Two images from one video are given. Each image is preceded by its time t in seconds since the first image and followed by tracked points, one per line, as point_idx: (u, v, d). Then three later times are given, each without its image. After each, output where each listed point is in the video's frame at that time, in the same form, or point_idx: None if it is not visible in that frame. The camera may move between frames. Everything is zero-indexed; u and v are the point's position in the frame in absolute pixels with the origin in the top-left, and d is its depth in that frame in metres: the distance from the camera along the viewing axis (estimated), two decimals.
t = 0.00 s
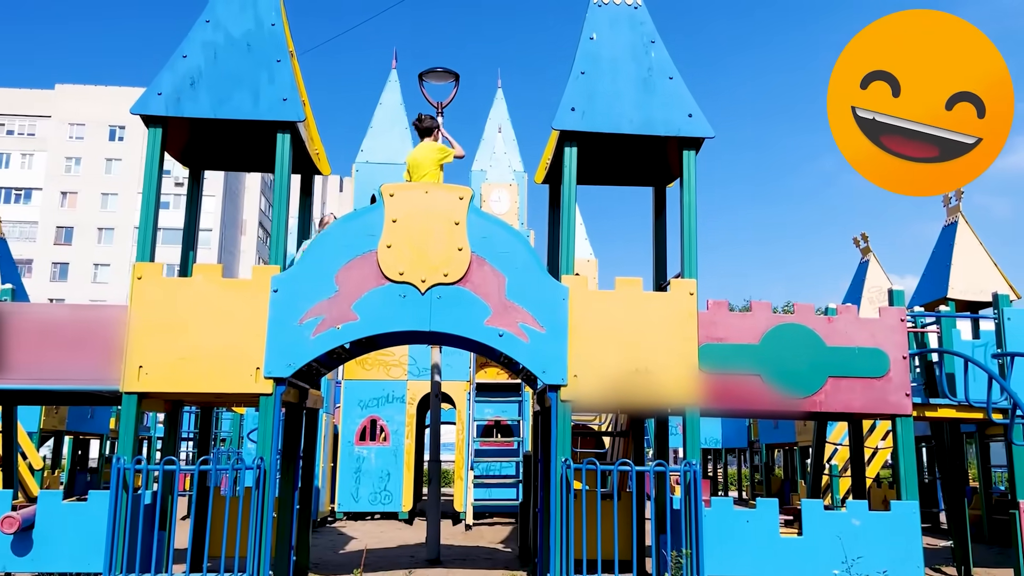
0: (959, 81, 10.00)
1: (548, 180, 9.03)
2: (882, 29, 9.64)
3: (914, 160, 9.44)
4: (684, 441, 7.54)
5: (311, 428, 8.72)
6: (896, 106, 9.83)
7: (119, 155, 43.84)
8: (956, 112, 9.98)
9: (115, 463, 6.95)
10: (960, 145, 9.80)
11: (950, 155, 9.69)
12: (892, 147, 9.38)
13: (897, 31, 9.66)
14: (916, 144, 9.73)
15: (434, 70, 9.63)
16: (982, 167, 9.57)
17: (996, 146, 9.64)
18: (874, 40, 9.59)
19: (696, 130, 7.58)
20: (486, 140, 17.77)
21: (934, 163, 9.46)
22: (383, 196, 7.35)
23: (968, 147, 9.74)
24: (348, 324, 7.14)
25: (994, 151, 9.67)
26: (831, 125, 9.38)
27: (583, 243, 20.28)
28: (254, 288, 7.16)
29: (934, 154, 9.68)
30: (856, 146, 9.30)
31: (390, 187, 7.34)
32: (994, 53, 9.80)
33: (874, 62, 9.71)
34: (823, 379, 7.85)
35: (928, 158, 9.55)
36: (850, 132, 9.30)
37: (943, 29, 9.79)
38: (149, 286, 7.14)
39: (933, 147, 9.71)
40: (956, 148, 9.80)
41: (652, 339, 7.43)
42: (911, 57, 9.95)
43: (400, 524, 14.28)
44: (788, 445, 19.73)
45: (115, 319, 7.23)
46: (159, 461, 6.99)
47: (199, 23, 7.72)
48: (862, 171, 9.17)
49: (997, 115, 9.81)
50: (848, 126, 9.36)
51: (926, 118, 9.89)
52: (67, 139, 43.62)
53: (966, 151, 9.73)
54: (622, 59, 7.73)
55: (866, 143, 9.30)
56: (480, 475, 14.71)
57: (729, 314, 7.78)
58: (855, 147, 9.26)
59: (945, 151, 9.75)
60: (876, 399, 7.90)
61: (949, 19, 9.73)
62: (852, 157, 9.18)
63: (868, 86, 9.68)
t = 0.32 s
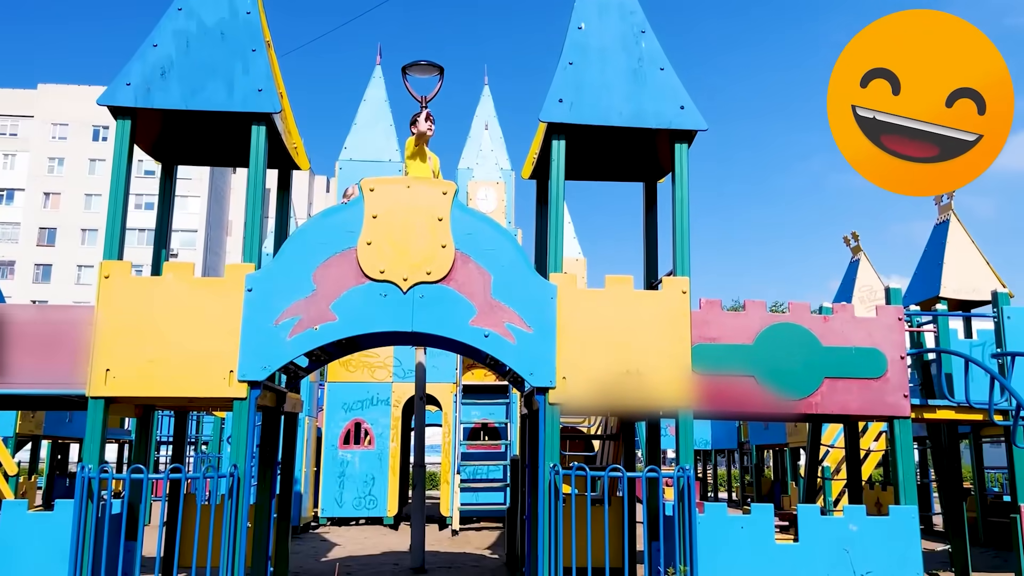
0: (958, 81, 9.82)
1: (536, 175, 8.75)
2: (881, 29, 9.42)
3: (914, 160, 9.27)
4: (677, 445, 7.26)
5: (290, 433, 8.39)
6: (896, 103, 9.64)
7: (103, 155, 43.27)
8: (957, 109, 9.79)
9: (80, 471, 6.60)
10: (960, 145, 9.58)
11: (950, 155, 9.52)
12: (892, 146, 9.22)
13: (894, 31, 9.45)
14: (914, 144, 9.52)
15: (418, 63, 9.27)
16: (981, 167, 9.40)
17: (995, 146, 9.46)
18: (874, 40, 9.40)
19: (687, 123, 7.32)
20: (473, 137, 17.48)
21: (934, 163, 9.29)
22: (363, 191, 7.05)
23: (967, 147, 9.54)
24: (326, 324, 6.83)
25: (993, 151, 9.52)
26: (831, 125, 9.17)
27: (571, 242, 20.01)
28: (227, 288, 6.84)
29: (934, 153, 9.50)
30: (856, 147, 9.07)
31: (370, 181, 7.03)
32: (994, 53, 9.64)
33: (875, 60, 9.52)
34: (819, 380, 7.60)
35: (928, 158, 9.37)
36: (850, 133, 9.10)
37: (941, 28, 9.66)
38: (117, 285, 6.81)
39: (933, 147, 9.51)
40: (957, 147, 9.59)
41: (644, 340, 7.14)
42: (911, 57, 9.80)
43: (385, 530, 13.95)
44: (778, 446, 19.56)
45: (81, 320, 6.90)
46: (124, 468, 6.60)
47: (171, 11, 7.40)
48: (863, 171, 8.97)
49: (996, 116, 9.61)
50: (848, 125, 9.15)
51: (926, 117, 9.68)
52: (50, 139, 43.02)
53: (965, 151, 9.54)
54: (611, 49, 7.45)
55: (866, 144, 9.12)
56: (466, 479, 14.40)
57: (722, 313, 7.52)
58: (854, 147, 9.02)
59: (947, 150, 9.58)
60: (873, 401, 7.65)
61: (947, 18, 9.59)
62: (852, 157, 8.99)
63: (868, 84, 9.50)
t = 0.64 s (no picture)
0: (959, 76, 10.00)
1: (527, 170, 8.56)
2: (883, 29, 9.57)
3: (915, 159, 9.29)
4: (672, 446, 7.06)
5: (273, 434, 8.16)
6: (896, 96, 9.71)
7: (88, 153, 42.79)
8: (957, 100, 9.96)
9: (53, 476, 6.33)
10: (961, 140, 9.74)
11: (950, 151, 9.60)
12: (893, 145, 9.20)
13: (895, 31, 9.62)
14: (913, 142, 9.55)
15: (406, 56, 9.04)
16: (981, 166, 9.54)
17: (995, 144, 9.62)
18: (874, 40, 9.46)
19: (682, 115, 7.13)
20: (462, 133, 17.30)
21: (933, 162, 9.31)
22: (348, 184, 6.83)
23: (966, 143, 9.72)
24: (310, 323, 6.60)
25: (993, 151, 9.63)
26: (831, 124, 9.08)
27: (562, 239, 19.83)
28: (206, 285, 6.61)
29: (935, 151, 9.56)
30: (857, 147, 9.02)
31: (355, 174, 6.82)
32: (994, 52, 9.86)
33: (875, 56, 9.57)
34: (816, 379, 7.43)
35: (929, 157, 9.42)
36: (851, 133, 9.04)
37: (942, 29, 9.80)
38: (92, 282, 6.57)
39: (934, 144, 9.59)
40: (957, 142, 9.74)
41: (638, 339, 6.94)
42: (909, 54, 9.87)
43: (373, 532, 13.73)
44: (769, 445, 19.47)
45: (54, 318, 6.64)
46: (100, 472, 6.35)
47: None
48: (863, 170, 8.92)
49: (995, 114, 9.83)
50: (849, 124, 9.10)
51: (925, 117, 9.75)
52: (34, 138, 42.54)
53: (965, 147, 9.68)
54: (604, 40, 7.26)
55: (868, 144, 9.07)
56: (456, 480, 14.17)
57: (717, 311, 7.34)
58: (855, 147, 8.98)
59: (947, 147, 9.65)
60: (871, 400, 7.48)
61: (949, 19, 9.70)
62: (853, 157, 8.96)
63: (869, 78, 9.56)
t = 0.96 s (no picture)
0: (957, 72, 9.92)
1: (523, 163, 8.37)
2: (884, 28, 9.37)
3: (916, 159, 9.17)
4: (673, 446, 6.89)
5: (262, 434, 7.95)
6: (895, 94, 9.72)
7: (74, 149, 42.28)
8: (956, 97, 9.86)
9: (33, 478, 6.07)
10: (960, 138, 9.65)
11: (949, 149, 9.49)
12: (893, 146, 9.08)
13: (896, 28, 9.43)
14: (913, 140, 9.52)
15: (398, 47, 8.81)
16: (981, 165, 9.42)
17: (995, 143, 9.54)
18: (875, 37, 9.31)
19: (683, 106, 6.96)
20: (454, 128, 17.10)
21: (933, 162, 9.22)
22: (340, 176, 6.61)
23: (966, 141, 9.63)
24: (300, 319, 6.38)
25: (992, 151, 9.54)
26: (831, 124, 8.90)
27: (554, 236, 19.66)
28: (192, 280, 6.38)
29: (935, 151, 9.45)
30: (858, 148, 8.85)
31: (347, 166, 6.61)
32: (993, 51, 9.83)
33: (874, 53, 9.47)
34: (819, 376, 7.27)
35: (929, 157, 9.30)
36: (852, 133, 8.88)
37: (942, 28, 9.73)
38: (73, 278, 6.33)
39: (933, 144, 9.49)
40: (956, 140, 9.67)
41: (638, 335, 6.75)
42: (909, 50, 9.79)
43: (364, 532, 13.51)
44: (762, 443, 19.36)
45: (34, 315, 6.41)
46: (82, 475, 6.12)
47: None
48: (864, 171, 8.78)
49: (994, 113, 9.74)
50: (849, 124, 8.94)
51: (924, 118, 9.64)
52: (19, 134, 42.00)
53: (964, 145, 9.58)
54: (603, 29, 7.06)
55: (869, 144, 8.90)
56: (448, 480, 13.96)
57: (717, 307, 7.18)
58: (856, 148, 8.80)
59: (946, 146, 9.57)
60: (875, 398, 7.32)
61: (950, 20, 9.67)
62: (854, 157, 8.79)
63: (869, 75, 9.48)
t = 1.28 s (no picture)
0: (959, 73, 9.84)
1: (520, 156, 8.25)
2: (881, 26, 9.34)
3: (916, 159, 9.10)
4: (674, 444, 6.78)
5: (254, 432, 7.80)
6: (897, 94, 9.65)
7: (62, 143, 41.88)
8: (958, 97, 9.76)
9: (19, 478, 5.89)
10: (960, 140, 9.57)
11: (950, 151, 9.40)
12: (893, 146, 8.99)
13: (895, 27, 9.40)
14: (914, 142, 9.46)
15: (392, 39, 8.67)
16: (983, 165, 9.33)
17: (995, 144, 9.41)
18: (874, 37, 9.24)
19: (684, 99, 6.84)
20: (446, 122, 16.93)
21: (934, 165, 9.14)
22: (334, 169, 6.47)
23: (966, 142, 9.53)
24: (294, 316, 6.24)
25: (994, 150, 9.43)
26: (831, 124, 8.82)
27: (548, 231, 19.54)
28: (183, 276, 6.23)
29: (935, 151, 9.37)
30: (859, 148, 8.78)
31: (341, 159, 6.46)
32: (994, 50, 9.74)
33: (875, 52, 9.39)
34: (819, 374, 7.17)
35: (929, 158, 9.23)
36: (853, 133, 8.79)
37: (942, 28, 9.63)
38: (61, 274, 6.16)
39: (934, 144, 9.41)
40: (957, 140, 9.57)
41: (638, 332, 6.64)
42: (909, 50, 9.72)
43: (356, 530, 13.37)
44: (756, 438, 19.31)
45: (21, 311, 6.26)
46: (70, 475, 5.96)
47: None
48: (864, 172, 8.66)
49: (995, 114, 9.62)
50: (849, 123, 8.85)
51: (924, 118, 9.57)
52: (6, 127, 41.56)
53: (965, 146, 9.48)
54: (602, 21, 6.94)
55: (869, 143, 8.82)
56: (441, 477, 13.81)
57: (717, 304, 7.08)
58: (857, 148, 8.74)
59: (947, 147, 9.48)
60: (876, 396, 7.22)
61: (950, 19, 9.57)
62: (855, 158, 8.72)
63: (870, 74, 9.40)
